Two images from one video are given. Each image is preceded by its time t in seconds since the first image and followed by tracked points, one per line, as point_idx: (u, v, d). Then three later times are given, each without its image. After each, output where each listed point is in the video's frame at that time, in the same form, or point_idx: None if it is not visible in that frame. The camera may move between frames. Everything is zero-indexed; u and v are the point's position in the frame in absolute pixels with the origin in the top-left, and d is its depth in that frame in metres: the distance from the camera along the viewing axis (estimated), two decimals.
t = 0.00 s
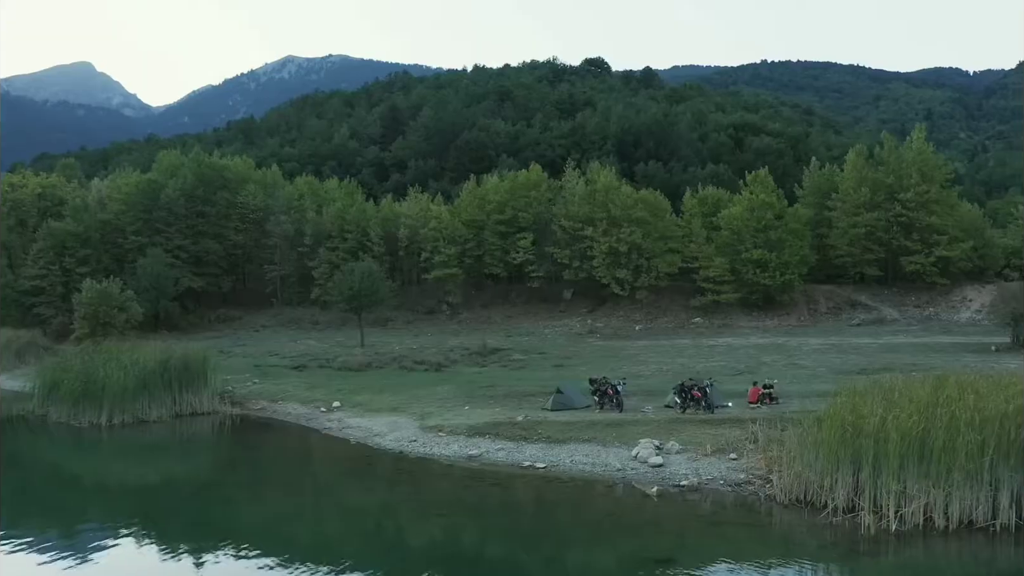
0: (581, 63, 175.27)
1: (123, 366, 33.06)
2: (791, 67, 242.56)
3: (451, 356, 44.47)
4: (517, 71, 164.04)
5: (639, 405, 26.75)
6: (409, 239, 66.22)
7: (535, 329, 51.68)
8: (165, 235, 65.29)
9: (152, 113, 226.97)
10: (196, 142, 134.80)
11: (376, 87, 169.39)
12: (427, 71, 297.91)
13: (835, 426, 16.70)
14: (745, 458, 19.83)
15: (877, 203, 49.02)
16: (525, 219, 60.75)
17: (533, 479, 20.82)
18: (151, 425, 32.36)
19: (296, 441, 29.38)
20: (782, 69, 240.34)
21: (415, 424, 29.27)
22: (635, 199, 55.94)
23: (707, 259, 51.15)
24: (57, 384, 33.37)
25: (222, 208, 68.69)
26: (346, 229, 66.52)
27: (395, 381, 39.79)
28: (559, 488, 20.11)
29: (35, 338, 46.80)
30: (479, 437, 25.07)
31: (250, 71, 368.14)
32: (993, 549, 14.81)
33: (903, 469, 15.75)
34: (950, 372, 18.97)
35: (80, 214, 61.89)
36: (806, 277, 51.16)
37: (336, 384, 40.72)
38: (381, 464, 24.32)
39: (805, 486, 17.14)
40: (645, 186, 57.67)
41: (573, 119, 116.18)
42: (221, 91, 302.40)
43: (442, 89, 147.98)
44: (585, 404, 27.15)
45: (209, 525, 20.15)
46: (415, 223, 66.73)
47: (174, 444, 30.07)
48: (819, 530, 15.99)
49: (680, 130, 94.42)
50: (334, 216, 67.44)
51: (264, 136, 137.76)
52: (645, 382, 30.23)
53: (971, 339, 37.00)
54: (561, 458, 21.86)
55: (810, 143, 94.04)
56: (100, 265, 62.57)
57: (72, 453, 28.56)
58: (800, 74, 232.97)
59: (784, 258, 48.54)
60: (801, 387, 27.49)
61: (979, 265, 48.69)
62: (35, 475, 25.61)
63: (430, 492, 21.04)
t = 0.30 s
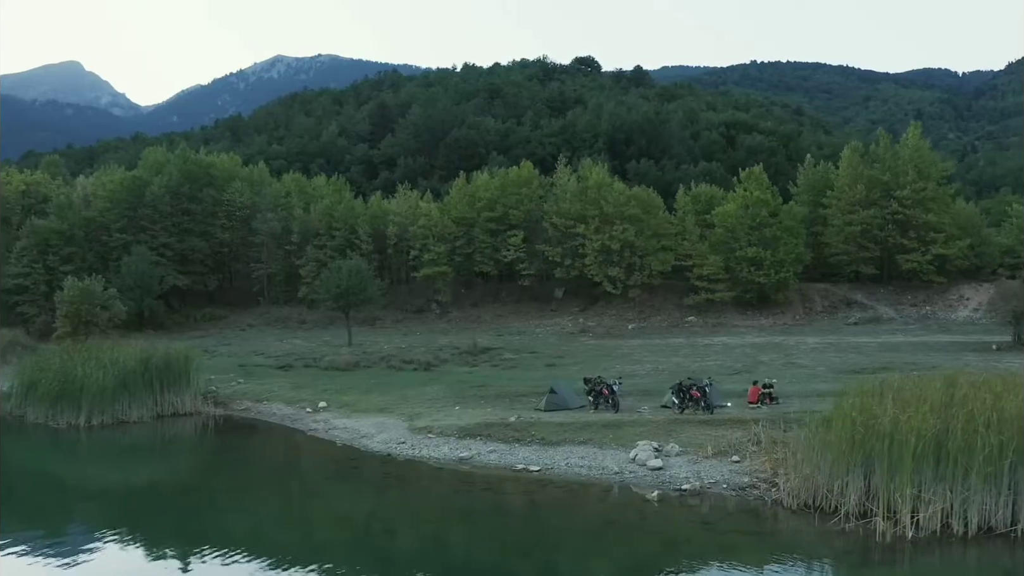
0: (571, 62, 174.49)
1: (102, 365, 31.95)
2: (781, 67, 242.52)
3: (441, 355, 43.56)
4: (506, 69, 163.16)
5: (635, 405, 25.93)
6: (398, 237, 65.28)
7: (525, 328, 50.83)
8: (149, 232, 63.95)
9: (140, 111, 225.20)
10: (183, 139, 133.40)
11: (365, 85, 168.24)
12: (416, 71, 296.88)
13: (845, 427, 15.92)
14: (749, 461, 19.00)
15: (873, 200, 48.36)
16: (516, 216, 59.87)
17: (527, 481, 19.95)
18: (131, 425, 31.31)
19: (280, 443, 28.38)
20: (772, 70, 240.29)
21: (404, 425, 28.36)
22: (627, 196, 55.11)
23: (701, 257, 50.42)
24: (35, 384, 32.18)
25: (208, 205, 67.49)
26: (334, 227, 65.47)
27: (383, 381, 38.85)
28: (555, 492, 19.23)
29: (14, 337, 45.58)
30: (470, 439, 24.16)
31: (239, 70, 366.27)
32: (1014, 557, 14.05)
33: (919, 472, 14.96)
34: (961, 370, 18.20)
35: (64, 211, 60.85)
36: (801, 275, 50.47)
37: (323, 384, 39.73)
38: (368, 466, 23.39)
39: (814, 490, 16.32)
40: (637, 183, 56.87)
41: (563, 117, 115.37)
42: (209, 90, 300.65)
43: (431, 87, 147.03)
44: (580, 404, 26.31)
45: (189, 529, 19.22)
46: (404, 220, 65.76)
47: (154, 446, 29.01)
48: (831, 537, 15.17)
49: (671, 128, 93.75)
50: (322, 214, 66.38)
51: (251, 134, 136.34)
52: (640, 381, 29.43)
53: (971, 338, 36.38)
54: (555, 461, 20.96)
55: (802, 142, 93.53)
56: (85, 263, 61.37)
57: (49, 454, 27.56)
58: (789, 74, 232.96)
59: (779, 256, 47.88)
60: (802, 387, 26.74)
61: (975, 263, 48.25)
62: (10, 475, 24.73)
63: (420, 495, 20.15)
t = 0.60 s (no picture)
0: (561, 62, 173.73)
1: (81, 363, 30.85)
2: (770, 68, 242.54)
3: (430, 354, 42.69)
4: (497, 68, 162.36)
5: (631, 405, 25.14)
6: (387, 235, 64.35)
7: (516, 327, 50.00)
8: (134, 230, 62.36)
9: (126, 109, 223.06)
10: (170, 138, 131.87)
11: (354, 83, 167.05)
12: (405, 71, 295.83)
13: (856, 427, 15.16)
14: (752, 463, 18.22)
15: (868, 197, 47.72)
16: (507, 213, 59.03)
17: (522, 484, 19.10)
18: (110, 427, 30.25)
19: (265, 444, 27.47)
20: (762, 70, 240.25)
21: (393, 426, 27.46)
22: (619, 193, 54.38)
23: (694, 255, 49.72)
24: (11, 384, 30.89)
25: (194, 202, 66.11)
26: (322, 224, 64.45)
27: (371, 381, 37.94)
28: (551, 496, 18.35)
29: None
30: (461, 441, 23.29)
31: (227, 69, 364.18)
32: None
33: (936, 474, 14.17)
34: (974, 369, 17.45)
35: (48, 208, 60.16)
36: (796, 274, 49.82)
37: (309, 384, 38.78)
38: (355, 469, 22.49)
39: (824, 494, 15.55)
40: (630, 180, 56.12)
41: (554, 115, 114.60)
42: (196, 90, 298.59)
43: (420, 85, 145.97)
44: (574, 405, 25.50)
45: (168, 532, 18.31)
46: (393, 217, 64.81)
47: (135, 447, 27.98)
48: (844, 543, 14.38)
49: (663, 127, 93.09)
50: (309, 211, 65.33)
51: (238, 132, 134.88)
52: (636, 380, 28.66)
53: (970, 336, 35.79)
54: (550, 464, 20.10)
55: (793, 140, 93.07)
56: (68, 261, 60.11)
57: (26, 454, 26.60)
58: (779, 74, 232.98)
59: (773, 254, 47.26)
60: (802, 387, 26.01)
61: (971, 261, 47.70)
62: None
63: (410, 497, 19.29)
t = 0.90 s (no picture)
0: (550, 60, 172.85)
1: (57, 362, 29.70)
2: (758, 69, 242.50)
3: (419, 353, 41.75)
4: (485, 66, 161.37)
5: (627, 404, 24.29)
6: (375, 232, 63.36)
7: (505, 325, 49.12)
8: (117, 227, 61.09)
9: (112, 108, 220.95)
10: (154, 134, 130.24)
11: (342, 81, 165.74)
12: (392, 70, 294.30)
13: (870, 427, 14.35)
14: (757, 464, 17.39)
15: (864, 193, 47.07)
16: (496, 210, 58.14)
17: (516, 486, 18.19)
18: (88, 427, 29.16)
19: (249, 445, 26.51)
20: (750, 70, 240.23)
21: (379, 425, 26.51)
22: (611, 189, 53.63)
23: (687, 252, 49.00)
24: None
25: (179, 198, 64.75)
26: (309, 221, 63.40)
27: (358, 379, 36.96)
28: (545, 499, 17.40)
29: None
30: (450, 441, 22.35)
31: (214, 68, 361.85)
32: None
33: (957, 476, 13.36)
34: (989, 365, 16.65)
35: (30, 205, 59.26)
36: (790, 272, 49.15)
37: (295, 383, 37.74)
38: (341, 470, 21.52)
39: (837, 497, 14.74)
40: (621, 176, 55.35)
41: (543, 112, 113.78)
42: (183, 89, 296.06)
43: (408, 82, 144.82)
44: (568, 404, 24.63)
45: (146, 535, 17.35)
46: (381, 214, 63.77)
47: (113, 448, 26.89)
48: (862, 550, 13.55)
49: (653, 125, 92.47)
50: (295, 207, 64.23)
51: (224, 129, 133.32)
52: (631, 379, 27.84)
53: (969, 334, 35.14)
54: (545, 465, 19.20)
55: (784, 139, 92.62)
56: (49, 259, 58.90)
57: None
58: (767, 74, 233.02)
59: (768, 251, 46.59)
60: (803, 385, 25.26)
61: (967, 259, 47.17)
62: None
63: (400, 499, 18.37)
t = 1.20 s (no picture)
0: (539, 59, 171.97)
1: (32, 360, 28.56)
2: (746, 69, 242.60)
3: (406, 352, 40.81)
4: (474, 64, 160.40)
5: (622, 404, 23.45)
6: (362, 229, 62.36)
7: (495, 323, 48.23)
8: (100, 224, 59.84)
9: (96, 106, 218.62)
10: (139, 131, 128.50)
11: (330, 79, 164.41)
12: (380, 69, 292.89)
13: (885, 428, 13.59)
14: (762, 466, 16.58)
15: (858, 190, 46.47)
16: (485, 206, 57.23)
17: (509, 489, 17.30)
18: (63, 427, 28.05)
19: (231, 446, 25.56)
20: (739, 70, 240.30)
21: (366, 426, 25.57)
22: (602, 185, 52.87)
23: (679, 249, 48.29)
24: None
25: (163, 194, 63.45)
26: (295, 218, 62.34)
27: (344, 378, 36.00)
28: (539, 502, 16.48)
29: None
30: (439, 443, 21.44)
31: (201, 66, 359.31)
32: None
33: (979, 478, 12.58)
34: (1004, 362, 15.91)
35: (11, 202, 57.92)
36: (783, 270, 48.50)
37: (279, 382, 36.71)
38: (325, 473, 20.57)
39: (849, 501, 13.98)
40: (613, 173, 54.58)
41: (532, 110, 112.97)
42: (168, 88, 293.55)
43: (396, 80, 143.67)
44: (561, 404, 23.79)
45: (121, 539, 16.41)
46: (368, 211, 62.73)
47: (91, 449, 25.84)
48: (879, 558, 12.75)
49: (643, 123, 91.83)
50: (281, 204, 63.15)
51: (210, 126, 131.83)
52: (626, 378, 27.04)
53: (968, 332, 34.55)
54: (539, 468, 18.32)
55: (774, 137, 92.18)
56: (31, 257, 57.64)
57: None
58: (755, 74, 233.15)
59: (761, 248, 45.93)
60: (803, 384, 24.53)
61: (963, 257, 46.67)
62: None
63: (388, 503, 17.47)
